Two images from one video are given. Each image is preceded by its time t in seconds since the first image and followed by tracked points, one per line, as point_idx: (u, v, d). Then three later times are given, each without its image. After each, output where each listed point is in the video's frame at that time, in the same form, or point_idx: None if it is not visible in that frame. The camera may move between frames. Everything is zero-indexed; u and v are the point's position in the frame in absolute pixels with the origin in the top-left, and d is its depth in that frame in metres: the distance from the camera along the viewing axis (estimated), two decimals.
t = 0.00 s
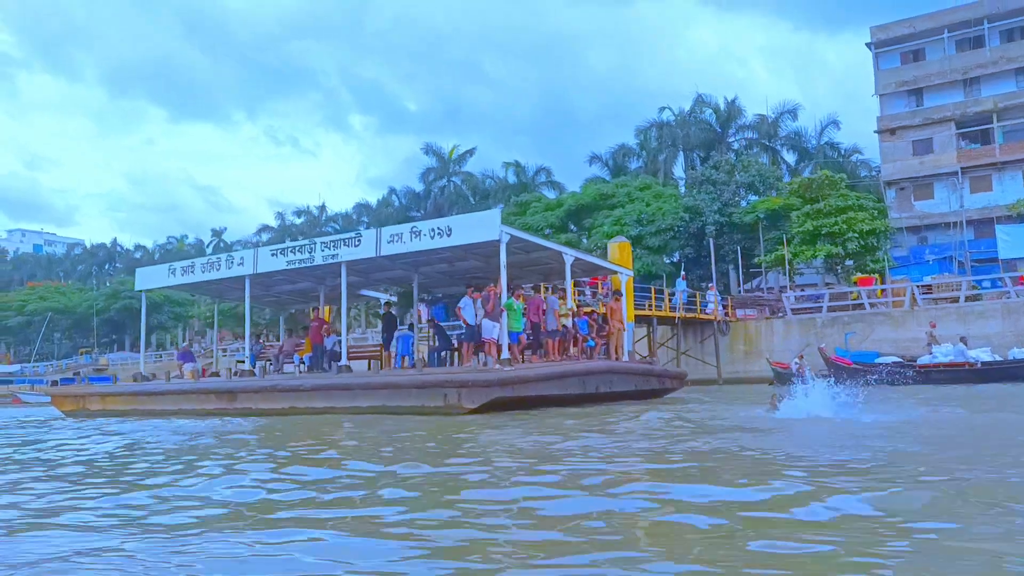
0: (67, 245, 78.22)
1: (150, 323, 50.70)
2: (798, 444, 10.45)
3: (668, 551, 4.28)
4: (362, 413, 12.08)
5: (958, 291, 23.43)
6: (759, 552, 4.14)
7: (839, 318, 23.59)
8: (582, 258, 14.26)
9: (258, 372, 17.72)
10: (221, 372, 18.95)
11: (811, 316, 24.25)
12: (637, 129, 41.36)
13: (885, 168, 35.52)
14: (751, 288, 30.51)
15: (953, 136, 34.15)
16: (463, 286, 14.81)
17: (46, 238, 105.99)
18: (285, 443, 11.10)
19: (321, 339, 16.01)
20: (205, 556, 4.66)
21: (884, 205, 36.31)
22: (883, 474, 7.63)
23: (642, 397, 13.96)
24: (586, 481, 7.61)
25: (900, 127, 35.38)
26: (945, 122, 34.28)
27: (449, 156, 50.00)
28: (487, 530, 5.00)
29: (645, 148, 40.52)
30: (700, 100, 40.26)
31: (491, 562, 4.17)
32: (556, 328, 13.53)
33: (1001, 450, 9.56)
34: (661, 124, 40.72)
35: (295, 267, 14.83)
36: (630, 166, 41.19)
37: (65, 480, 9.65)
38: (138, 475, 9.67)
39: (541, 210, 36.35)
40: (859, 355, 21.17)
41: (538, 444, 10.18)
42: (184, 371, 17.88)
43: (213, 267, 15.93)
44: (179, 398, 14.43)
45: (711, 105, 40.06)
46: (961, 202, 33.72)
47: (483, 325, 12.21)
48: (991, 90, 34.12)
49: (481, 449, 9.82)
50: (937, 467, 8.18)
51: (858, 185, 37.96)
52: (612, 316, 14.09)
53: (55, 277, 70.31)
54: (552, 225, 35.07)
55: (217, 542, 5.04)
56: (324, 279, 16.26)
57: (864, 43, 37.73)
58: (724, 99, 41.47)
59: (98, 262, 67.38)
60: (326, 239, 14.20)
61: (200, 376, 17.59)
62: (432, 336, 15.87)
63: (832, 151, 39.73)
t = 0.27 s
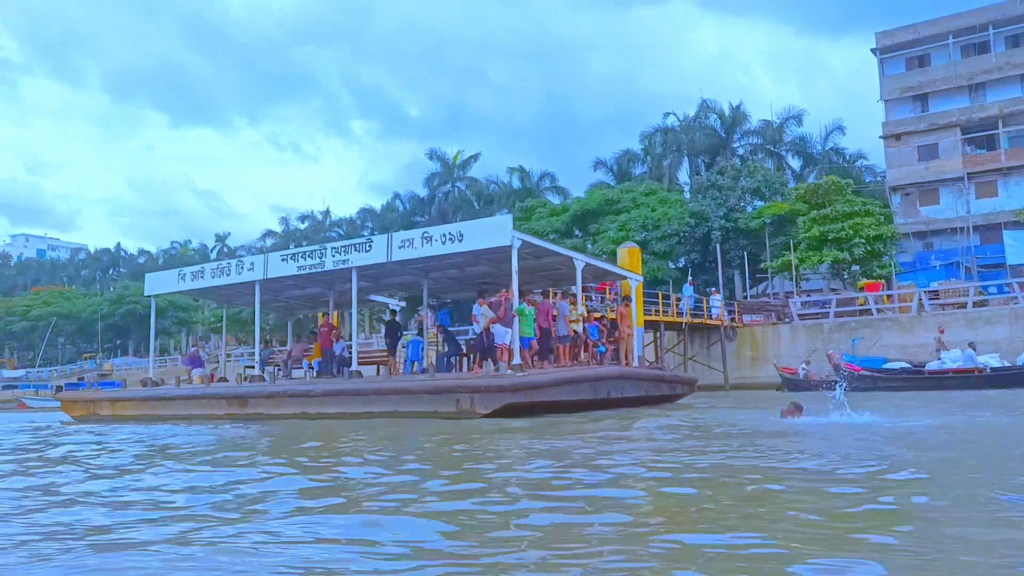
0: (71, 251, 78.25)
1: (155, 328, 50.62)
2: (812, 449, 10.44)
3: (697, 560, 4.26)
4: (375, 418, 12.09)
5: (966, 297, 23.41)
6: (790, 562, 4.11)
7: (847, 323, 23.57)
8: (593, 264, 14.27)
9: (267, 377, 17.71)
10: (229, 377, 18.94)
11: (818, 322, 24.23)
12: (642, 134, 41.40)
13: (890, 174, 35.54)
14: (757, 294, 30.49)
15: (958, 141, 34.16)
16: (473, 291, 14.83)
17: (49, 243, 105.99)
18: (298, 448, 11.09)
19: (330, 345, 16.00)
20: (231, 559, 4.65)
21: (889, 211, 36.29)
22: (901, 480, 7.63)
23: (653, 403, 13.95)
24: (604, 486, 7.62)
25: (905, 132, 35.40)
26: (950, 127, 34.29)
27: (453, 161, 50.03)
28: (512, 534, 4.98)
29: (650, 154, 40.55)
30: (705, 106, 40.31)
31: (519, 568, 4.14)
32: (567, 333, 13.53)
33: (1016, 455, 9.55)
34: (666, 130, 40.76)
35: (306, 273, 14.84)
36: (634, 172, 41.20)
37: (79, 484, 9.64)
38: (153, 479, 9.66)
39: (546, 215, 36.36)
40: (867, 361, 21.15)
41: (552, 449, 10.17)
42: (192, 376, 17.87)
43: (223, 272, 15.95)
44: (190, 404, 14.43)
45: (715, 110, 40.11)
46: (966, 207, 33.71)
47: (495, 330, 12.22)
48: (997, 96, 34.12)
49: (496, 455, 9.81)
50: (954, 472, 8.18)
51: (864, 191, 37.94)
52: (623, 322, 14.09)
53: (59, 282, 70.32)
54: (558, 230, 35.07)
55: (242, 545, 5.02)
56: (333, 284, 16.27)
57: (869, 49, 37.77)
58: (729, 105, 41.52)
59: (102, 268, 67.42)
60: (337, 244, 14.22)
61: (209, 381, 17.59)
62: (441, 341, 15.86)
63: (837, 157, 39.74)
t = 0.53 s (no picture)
0: (71, 257, 78.15)
1: (157, 333, 50.49)
2: (822, 454, 10.43)
3: (716, 564, 4.26)
4: (384, 423, 12.08)
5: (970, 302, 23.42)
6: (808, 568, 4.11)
7: (851, 328, 23.59)
8: (599, 269, 14.27)
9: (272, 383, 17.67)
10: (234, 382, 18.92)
11: (822, 327, 24.21)
12: (644, 139, 41.40)
13: (892, 179, 35.58)
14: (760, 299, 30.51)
15: (960, 146, 34.23)
16: (479, 296, 14.83)
17: (49, 248, 105.82)
18: (308, 452, 11.10)
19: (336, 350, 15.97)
20: (249, 564, 4.64)
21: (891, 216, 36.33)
22: (914, 483, 7.63)
23: (661, 408, 13.95)
24: (617, 490, 7.61)
25: (907, 138, 35.45)
26: (952, 132, 34.37)
27: (455, 166, 50.01)
28: (528, 540, 4.98)
29: (652, 159, 40.55)
30: (706, 111, 40.37)
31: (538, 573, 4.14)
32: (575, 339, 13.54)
33: None
34: (667, 135, 40.80)
35: (313, 278, 14.85)
36: (636, 177, 41.21)
37: (88, 489, 9.63)
38: (162, 484, 9.65)
39: (548, 220, 36.36)
40: (871, 365, 21.15)
41: (562, 454, 10.16)
42: (198, 382, 17.84)
43: (229, 277, 15.94)
44: (196, 409, 14.43)
45: (717, 115, 40.17)
46: (968, 212, 33.74)
47: (504, 335, 12.24)
48: (999, 101, 34.19)
49: (507, 459, 9.82)
50: (966, 476, 8.18)
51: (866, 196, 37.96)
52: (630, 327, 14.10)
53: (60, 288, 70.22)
54: (560, 236, 35.07)
55: (258, 550, 5.02)
56: (339, 289, 16.27)
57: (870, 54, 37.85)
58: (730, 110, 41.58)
59: (103, 273, 67.35)
60: (344, 250, 14.24)
61: (215, 386, 17.55)
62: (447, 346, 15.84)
63: (839, 162, 39.78)
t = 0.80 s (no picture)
0: (71, 261, 78.02)
1: (159, 336, 50.48)
2: (831, 455, 10.48)
3: (739, 566, 4.32)
4: (394, 425, 12.12)
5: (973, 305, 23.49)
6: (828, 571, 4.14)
7: (854, 331, 23.63)
8: (606, 272, 14.31)
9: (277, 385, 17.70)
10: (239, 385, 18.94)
11: (825, 330, 24.27)
12: (645, 143, 41.47)
13: (893, 183, 35.68)
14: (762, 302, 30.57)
15: (961, 150, 34.36)
16: (487, 299, 14.87)
17: (50, 252, 105.80)
18: (318, 453, 11.15)
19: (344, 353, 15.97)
20: (271, 564, 4.67)
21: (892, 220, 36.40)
22: (924, 485, 7.69)
23: (667, 411, 13.99)
24: (631, 491, 7.67)
25: (908, 141, 35.55)
26: (953, 136, 34.49)
27: (455, 170, 50.02)
28: (547, 541, 5.02)
29: (653, 163, 40.61)
30: (707, 115, 40.46)
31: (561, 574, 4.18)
32: (582, 342, 13.59)
33: None
34: (668, 139, 40.88)
35: (320, 281, 14.90)
36: (637, 181, 41.26)
37: (100, 490, 9.67)
38: (174, 485, 9.70)
39: (550, 224, 36.40)
40: (875, 368, 21.21)
41: (572, 456, 10.21)
42: (204, 385, 17.87)
43: (237, 280, 15.98)
44: (204, 412, 14.48)
45: (718, 119, 40.26)
46: (970, 216, 33.84)
47: (513, 338, 12.29)
48: (999, 105, 34.31)
49: (518, 461, 9.87)
50: (976, 478, 8.23)
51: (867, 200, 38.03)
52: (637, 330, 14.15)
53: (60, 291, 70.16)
54: (562, 239, 35.11)
55: (278, 550, 5.06)
56: (346, 292, 16.31)
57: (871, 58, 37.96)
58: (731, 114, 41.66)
59: (103, 276, 67.32)
60: (352, 253, 14.29)
61: (220, 389, 17.58)
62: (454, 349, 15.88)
63: (840, 166, 39.87)
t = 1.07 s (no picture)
0: (74, 260, 78.05)
1: (162, 335, 50.56)
2: (840, 454, 10.53)
3: (760, 561, 4.38)
4: (404, 424, 12.17)
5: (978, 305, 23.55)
6: (847, 565, 4.19)
7: (858, 331, 23.69)
8: (615, 272, 14.36)
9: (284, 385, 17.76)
10: (247, 384, 19.00)
11: (830, 330, 24.34)
12: (648, 143, 41.48)
13: (896, 183, 35.74)
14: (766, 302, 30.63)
15: (964, 151, 34.44)
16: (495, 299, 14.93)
17: (52, 251, 105.85)
18: (330, 451, 11.20)
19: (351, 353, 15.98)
20: (296, 562, 4.72)
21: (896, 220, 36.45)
22: (936, 483, 7.75)
23: (675, 410, 14.04)
24: (645, 489, 7.73)
25: (911, 142, 35.62)
26: (956, 137, 34.56)
27: (458, 170, 50.01)
28: (567, 538, 5.06)
29: (657, 163, 40.62)
30: (710, 115, 40.50)
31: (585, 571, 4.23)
32: (590, 342, 13.64)
33: None
34: (672, 139, 40.92)
35: (329, 281, 14.96)
36: (640, 181, 41.28)
37: (113, 486, 9.72)
38: (187, 482, 9.74)
39: (553, 224, 36.44)
40: (880, 368, 21.27)
41: (583, 455, 10.27)
42: (211, 384, 17.93)
43: (245, 279, 16.04)
44: (214, 410, 14.53)
45: (721, 120, 40.30)
46: (973, 217, 33.88)
47: (522, 337, 12.34)
48: (1002, 106, 34.38)
49: (529, 460, 9.92)
50: (988, 477, 8.28)
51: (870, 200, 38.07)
52: (645, 329, 14.20)
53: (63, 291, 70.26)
54: (565, 239, 35.15)
55: (300, 548, 5.10)
56: (354, 292, 16.36)
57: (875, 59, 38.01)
58: (735, 114, 41.69)
59: (106, 276, 67.41)
60: (361, 253, 14.36)
61: (228, 388, 17.64)
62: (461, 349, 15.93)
63: (843, 166, 39.91)
